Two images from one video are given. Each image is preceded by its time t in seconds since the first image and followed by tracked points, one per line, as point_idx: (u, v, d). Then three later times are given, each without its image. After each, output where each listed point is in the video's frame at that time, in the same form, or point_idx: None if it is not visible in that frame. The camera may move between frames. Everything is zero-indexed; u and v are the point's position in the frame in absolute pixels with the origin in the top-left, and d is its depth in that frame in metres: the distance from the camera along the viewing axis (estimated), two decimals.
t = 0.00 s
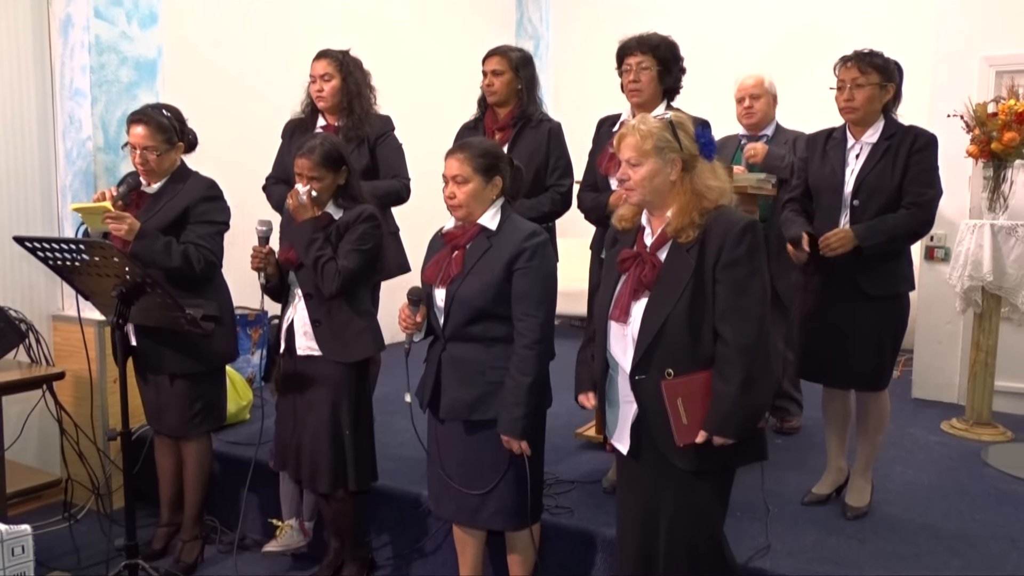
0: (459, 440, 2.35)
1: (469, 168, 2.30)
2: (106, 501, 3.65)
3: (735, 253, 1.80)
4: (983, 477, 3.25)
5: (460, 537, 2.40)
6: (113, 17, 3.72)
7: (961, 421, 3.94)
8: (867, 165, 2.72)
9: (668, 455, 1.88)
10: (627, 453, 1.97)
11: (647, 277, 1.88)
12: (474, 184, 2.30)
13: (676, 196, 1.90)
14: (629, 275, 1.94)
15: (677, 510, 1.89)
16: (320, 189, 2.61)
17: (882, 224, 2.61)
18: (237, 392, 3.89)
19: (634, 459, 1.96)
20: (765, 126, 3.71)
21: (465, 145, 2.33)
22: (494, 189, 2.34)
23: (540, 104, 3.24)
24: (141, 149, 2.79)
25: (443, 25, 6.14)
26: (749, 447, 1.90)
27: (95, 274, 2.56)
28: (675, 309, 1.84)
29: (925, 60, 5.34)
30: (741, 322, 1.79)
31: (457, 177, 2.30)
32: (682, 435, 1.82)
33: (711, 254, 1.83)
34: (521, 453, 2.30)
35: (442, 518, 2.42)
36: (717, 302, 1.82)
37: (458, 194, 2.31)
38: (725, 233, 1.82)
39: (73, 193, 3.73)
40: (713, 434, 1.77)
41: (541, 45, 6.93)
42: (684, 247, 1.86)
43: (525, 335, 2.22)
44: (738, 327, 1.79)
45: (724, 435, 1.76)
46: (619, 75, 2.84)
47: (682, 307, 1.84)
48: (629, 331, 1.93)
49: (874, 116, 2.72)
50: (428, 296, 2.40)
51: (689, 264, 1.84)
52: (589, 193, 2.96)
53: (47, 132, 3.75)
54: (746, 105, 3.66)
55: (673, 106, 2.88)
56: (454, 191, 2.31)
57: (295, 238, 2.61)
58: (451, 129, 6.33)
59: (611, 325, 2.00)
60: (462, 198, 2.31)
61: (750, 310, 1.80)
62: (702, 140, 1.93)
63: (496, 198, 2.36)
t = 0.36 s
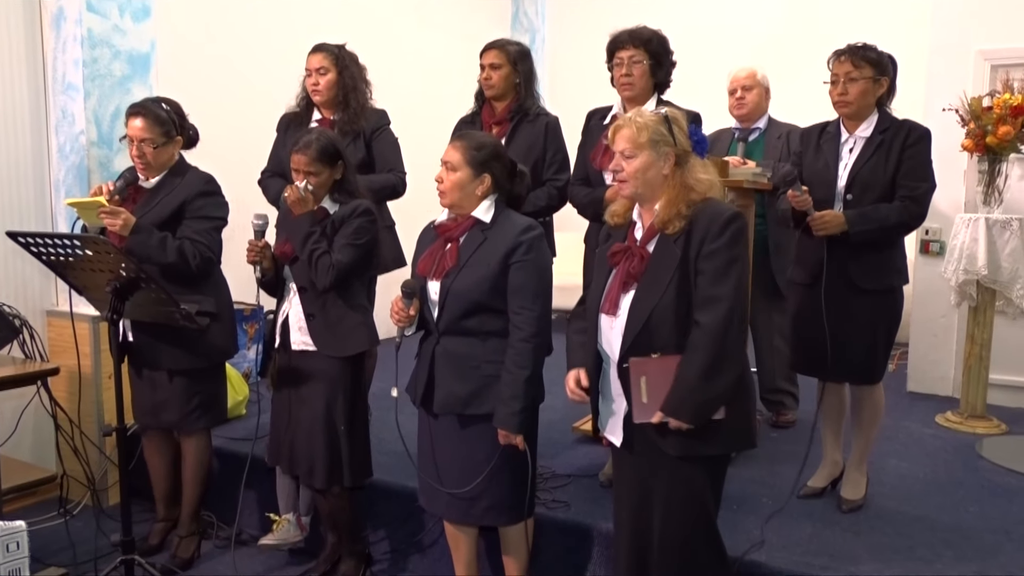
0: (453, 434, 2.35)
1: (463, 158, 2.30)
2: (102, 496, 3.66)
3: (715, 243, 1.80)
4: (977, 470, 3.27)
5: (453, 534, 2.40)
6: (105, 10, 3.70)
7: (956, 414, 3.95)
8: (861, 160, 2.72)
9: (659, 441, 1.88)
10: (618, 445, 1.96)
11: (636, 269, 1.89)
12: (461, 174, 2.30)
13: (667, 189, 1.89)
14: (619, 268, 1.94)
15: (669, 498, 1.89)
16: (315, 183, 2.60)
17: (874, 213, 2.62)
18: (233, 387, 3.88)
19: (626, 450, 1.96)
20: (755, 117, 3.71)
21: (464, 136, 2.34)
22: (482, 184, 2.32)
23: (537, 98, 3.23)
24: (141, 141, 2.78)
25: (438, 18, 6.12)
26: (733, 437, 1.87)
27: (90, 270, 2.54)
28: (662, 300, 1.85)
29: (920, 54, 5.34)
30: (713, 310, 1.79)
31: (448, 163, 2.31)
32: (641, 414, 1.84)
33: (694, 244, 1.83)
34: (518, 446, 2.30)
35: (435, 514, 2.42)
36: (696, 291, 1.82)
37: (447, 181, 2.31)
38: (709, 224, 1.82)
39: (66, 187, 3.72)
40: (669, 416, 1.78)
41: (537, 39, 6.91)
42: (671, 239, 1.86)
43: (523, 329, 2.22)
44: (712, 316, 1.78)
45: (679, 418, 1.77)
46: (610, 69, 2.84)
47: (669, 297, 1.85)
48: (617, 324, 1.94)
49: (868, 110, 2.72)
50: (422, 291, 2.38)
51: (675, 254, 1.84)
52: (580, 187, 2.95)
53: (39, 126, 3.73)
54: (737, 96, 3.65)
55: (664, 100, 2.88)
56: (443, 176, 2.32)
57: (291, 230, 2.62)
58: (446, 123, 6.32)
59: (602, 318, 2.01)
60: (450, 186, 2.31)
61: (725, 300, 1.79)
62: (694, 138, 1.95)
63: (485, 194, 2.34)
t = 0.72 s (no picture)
0: (447, 430, 2.35)
1: (463, 154, 2.30)
2: (98, 494, 3.65)
3: (705, 240, 1.80)
4: (973, 466, 3.27)
5: (448, 531, 2.40)
6: (99, 7, 3.67)
7: (952, 410, 3.96)
8: (856, 155, 2.73)
9: (650, 434, 1.89)
10: (616, 441, 1.97)
11: (631, 266, 1.89)
12: (461, 171, 2.30)
13: (665, 186, 1.89)
14: (614, 265, 1.94)
15: (664, 494, 1.88)
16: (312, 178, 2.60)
17: (869, 205, 2.62)
18: (229, 384, 3.88)
19: (623, 446, 1.97)
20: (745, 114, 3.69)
21: (462, 134, 2.34)
22: (479, 182, 2.31)
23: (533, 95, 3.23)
24: (142, 136, 2.78)
25: (434, 14, 6.11)
26: (723, 432, 1.87)
27: (84, 268, 2.53)
28: (657, 296, 1.85)
29: (917, 50, 5.34)
30: (698, 305, 1.79)
31: (446, 161, 2.31)
32: (627, 407, 1.88)
33: (686, 240, 1.83)
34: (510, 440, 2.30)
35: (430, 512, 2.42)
36: (687, 288, 1.82)
37: (447, 178, 2.31)
38: (702, 220, 1.82)
39: (61, 185, 3.72)
40: (652, 411, 1.80)
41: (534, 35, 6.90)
42: (665, 234, 1.86)
43: (514, 325, 2.22)
44: (700, 311, 1.78)
45: (661, 413, 1.78)
46: (607, 65, 2.82)
47: (663, 294, 1.85)
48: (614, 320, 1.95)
49: (862, 107, 2.71)
50: (417, 286, 2.39)
51: (667, 250, 1.84)
52: (575, 183, 2.95)
53: (33, 124, 3.72)
54: (726, 93, 3.63)
55: (659, 97, 2.88)
56: (442, 174, 2.32)
57: (287, 229, 2.60)
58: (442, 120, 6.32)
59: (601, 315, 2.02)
60: (450, 183, 2.31)
61: (714, 296, 1.79)
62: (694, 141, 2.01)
63: (485, 190, 2.34)
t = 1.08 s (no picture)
0: (446, 429, 2.35)
1: (467, 153, 2.29)
2: (95, 494, 3.62)
3: (709, 241, 1.81)
4: (970, 465, 3.28)
5: (454, 526, 2.40)
6: (96, 6, 3.65)
7: (949, 409, 3.96)
8: (854, 154, 2.72)
9: (652, 433, 1.90)
10: (619, 442, 1.96)
11: (634, 266, 1.89)
12: (468, 170, 2.29)
13: (668, 184, 1.90)
14: (617, 265, 1.93)
15: (665, 492, 1.88)
16: (310, 174, 2.60)
17: (869, 216, 2.61)
18: (226, 384, 3.88)
19: (624, 446, 1.97)
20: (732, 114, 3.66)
21: (467, 132, 2.33)
22: (488, 179, 2.33)
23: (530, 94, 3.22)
24: (140, 129, 2.78)
25: (432, 13, 6.11)
26: (724, 433, 1.87)
27: (81, 267, 2.53)
28: (661, 296, 1.85)
29: (914, 49, 5.34)
30: (701, 304, 1.79)
31: (453, 160, 2.30)
32: (629, 406, 1.89)
33: (689, 240, 1.84)
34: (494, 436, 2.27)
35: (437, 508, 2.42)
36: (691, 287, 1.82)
37: (453, 177, 2.30)
38: (704, 221, 1.83)
39: (57, 185, 3.71)
40: (653, 410, 1.81)
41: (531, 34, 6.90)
42: (668, 234, 1.86)
43: (507, 324, 2.21)
44: (702, 311, 1.78)
45: (663, 412, 1.79)
46: (606, 64, 2.82)
47: (668, 295, 1.85)
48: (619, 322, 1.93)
49: (860, 105, 2.71)
50: (415, 285, 2.43)
51: (672, 250, 1.85)
52: (574, 182, 2.95)
53: (29, 123, 3.72)
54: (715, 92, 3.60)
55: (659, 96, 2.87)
56: (449, 173, 2.31)
57: (286, 232, 2.58)
58: (440, 119, 6.32)
59: (605, 317, 2.00)
60: (456, 181, 2.30)
61: (717, 296, 1.79)
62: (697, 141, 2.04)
63: (489, 188, 2.35)
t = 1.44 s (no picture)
0: (450, 430, 2.35)
1: (471, 154, 2.29)
2: (94, 493, 3.64)
3: (726, 243, 1.80)
4: (969, 466, 3.27)
5: (453, 525, 2.40)
6: (95, 6, 3.65)
7: (948, 410, 3.96)
8: (854, 155, 2.71)
9: (660, 435, 1.89)
10: (625, 443, 1.96)
11: (648, 264, 1.88)
12: (472, 170, 2.29)
13: (684, 182, 1.89)
14: (631, 262, 1.93)
15: (673, 496, 1.88)
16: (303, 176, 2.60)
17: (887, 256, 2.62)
18: (225, 384, 3.88)
19: (631, 448, 1.96)
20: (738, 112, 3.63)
21: (469, 133, 2.33)
22: (491, 180, 2.33)
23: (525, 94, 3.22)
24: (143, 124, 2.80)
25: (431, 14, 6.11)
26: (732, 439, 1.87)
27: (79, 267, 2.53)
28: (674, 295, 1.85)
29: (913, 49, 5.34)
30: (714, 306, 1.79)
31: (456, 160, 2.29)
32: (636, 407, 1.88)
33: (706, 241, 1.83)
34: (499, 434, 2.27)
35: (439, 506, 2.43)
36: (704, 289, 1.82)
37: (456, 177, 2.30)
38: (722, 222, 1.82)
39: (56, 186, 3.72)
40: (661, 412, 1.81)
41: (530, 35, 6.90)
42: (686, 233, 1.86)
43: (511, 326, 2.22)
44: (715, 313, 1.78)
45: (670, 415, 1.79)
46: (611, 64, 2.81)
47: (680, 295, 1.85)
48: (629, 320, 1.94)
49: (862, 107, 2.71)
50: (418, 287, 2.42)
51: (687, 250, 1.84)
52: (576, 183, 2.94)
53: (28, 124, 3.72)
54: (719, 92, 3.62)
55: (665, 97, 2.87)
56: (451, 173, 2.31)
57: (286, 233, 2.61)
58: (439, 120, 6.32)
59: (613, 315, 2.00)
60: (458, 182, 2.30)
61: (731, 300, 1.79)
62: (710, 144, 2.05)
63: (491, 188, 2.35)
